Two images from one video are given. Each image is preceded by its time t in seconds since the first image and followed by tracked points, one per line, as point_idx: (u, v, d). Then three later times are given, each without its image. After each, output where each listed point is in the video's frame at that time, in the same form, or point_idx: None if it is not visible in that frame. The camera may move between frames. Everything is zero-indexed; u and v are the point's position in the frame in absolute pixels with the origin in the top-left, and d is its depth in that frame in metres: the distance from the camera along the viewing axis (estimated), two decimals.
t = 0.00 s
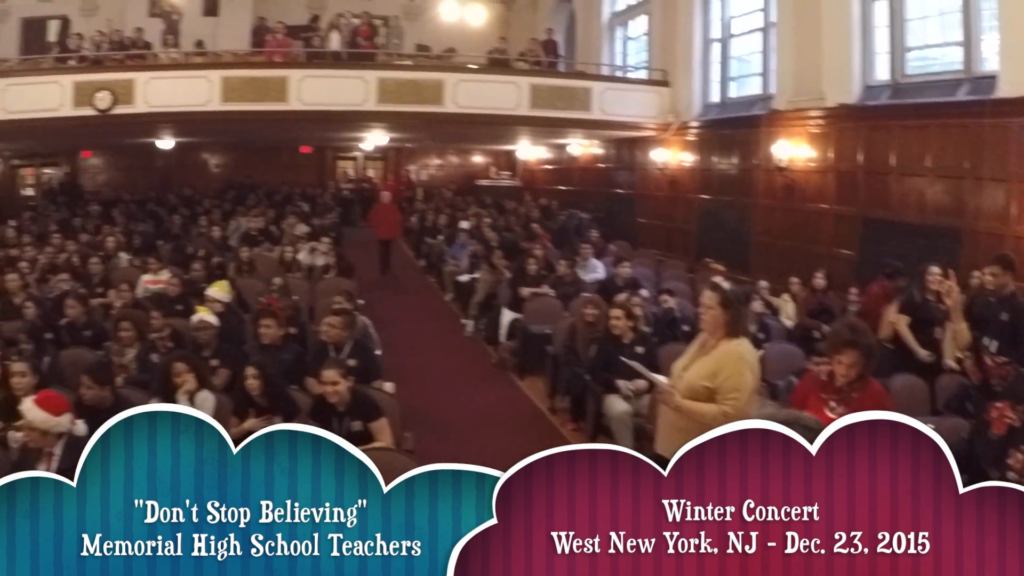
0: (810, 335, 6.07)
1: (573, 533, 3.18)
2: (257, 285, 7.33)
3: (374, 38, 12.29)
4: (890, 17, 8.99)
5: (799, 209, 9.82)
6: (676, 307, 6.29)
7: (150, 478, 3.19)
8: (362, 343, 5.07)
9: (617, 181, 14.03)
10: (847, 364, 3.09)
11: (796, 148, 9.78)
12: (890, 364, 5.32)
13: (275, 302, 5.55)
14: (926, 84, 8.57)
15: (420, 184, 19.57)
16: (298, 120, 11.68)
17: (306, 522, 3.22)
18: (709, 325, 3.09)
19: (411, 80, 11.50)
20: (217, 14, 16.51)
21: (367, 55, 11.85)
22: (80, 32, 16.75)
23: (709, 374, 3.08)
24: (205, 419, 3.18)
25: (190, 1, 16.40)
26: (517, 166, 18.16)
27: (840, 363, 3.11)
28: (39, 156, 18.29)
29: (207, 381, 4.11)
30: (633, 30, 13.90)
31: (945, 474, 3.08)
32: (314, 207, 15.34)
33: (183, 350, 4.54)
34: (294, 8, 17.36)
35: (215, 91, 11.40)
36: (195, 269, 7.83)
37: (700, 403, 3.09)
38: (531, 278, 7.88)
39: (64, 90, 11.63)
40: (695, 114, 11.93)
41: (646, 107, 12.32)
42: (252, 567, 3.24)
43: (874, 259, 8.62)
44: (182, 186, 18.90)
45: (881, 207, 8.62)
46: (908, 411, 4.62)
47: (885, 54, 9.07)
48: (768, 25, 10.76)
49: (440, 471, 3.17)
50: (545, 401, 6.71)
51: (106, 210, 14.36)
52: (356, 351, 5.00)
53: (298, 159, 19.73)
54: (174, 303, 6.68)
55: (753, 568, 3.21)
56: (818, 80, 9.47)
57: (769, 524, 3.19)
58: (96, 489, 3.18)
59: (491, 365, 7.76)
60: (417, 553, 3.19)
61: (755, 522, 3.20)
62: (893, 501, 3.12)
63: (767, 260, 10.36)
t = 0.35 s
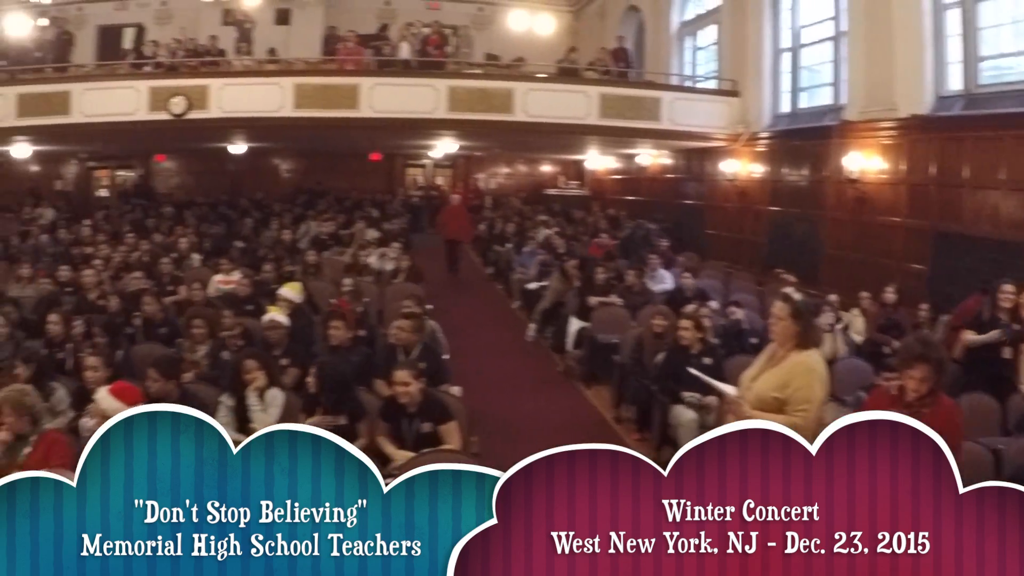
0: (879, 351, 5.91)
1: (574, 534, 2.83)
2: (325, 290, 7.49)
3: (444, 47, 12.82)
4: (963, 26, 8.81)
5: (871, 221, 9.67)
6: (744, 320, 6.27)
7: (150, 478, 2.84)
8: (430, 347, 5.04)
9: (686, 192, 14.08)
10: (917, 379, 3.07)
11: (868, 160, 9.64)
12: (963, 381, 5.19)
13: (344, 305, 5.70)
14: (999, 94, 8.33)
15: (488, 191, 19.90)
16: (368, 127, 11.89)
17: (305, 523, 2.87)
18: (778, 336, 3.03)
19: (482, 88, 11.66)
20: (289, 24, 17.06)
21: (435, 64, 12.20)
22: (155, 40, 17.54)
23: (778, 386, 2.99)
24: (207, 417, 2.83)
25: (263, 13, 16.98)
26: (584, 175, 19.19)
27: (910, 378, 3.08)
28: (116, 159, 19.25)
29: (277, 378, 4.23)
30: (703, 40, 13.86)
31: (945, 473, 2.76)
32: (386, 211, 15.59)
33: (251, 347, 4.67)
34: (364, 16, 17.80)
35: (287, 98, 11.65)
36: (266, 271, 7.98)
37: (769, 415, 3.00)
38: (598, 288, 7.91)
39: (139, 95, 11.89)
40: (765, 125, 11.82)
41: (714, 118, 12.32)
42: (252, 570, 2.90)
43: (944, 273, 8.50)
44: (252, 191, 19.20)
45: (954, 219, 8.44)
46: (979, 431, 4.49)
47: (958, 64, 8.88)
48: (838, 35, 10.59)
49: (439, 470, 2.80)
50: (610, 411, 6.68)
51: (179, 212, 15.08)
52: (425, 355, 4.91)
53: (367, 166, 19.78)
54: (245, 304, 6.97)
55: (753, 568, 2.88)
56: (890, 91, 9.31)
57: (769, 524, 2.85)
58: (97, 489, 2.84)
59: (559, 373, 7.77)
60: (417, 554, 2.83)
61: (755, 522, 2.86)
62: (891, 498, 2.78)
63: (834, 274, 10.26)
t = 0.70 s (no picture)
0: (964, 367, 5.85)
1: (574, 533, 3.39)
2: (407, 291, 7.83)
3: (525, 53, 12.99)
4: None
5: (957, 234, 9.39)
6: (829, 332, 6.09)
7: (151, 478, 3.40)
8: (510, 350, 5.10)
9: (768, 202, 13.88)
10: (1004, 396, 3.43)
11: (954, 170, 9.41)
12: None
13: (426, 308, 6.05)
14: None
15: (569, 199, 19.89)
16: (449, 132, 12.10)
17: (306, 523, 3.43)
18: (860, 347, 3.33)
19: (564, 94, 11.83)
20: (371, 29, 17.31)
21: (517, 69, 12.36)
22: (241, 45, 18.28)
23: (860, 395, 3.29)
24: (206, 421, 3.39)
25: (345, 19, 17.10)
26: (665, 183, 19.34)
27: (996, 394, 3.45)
28: (200, 160, 19.91)
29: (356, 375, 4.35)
30: (786, 45, 13.67)
31: (944, 473, 3.27)
32: (467, 217, 15.81)
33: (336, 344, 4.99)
34: (446, 22, 18.23)
35: (371, 103, 11.90)
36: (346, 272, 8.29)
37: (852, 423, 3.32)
38: (678, 296, 8.02)
39: (225, 98, 12.21)
40: (849, 133, 11.61)
41: (799, 125, 12.25)
42: (252, 567, 3.46)
43: None
44: (333, 194, 19.49)
45: None
46: None
47: None
48: (923, 40, 10.45)
49: (440, 472, 3.37)
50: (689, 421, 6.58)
51: (262, 212, 15.58)
52: (504, 357, 5.04)
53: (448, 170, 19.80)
54: (327, 302, 7.40)
55: (753, 564, 3.43)
56: (977, 99, 9.08)
57: (768, 524, 3.40)
58: (97, 489, 3.40)
59: (637, 381, 7.69)
60: (417, 553, 3.40)
61: (754, 522, 3.41)
62: (892, 500, 3.31)
63: (920, 287, 9.99)
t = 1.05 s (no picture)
0: None
1: (574, 534, 3.15)
2: (473, 292, 8.14)
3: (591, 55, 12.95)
4: None
5: None
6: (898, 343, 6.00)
7: (151, 478, 3.19)
8: (574, 352, 5.17)
9: (835, 208, 13.72)
10: None
11: None
12: None
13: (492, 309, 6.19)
14: None
15: (633, 202, 20.04)
16: (517, 134, 12.12)
17: (306, 523, 3.21)
18: (923, 355, 3.18)
19: (630, 97, 11.82)
20: (438, 32, 17.91)
21: (583, 71, 12.31)
22: (307, 46, 18.99)
23: (922, 402, 3.13)
24: (207, 418, 3.18)
25: (412, 21, 17.79)
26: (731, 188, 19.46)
27: None
28: (268, 160, 20.45)
29: (421, 373, 4.52)
30: (854, 48, 13.49)
31: (945, 474, 3.06)
32: (533, 220, 16.25)
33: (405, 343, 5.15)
34: (511, 24, 18.40)
35: (438, 104, 12.02)
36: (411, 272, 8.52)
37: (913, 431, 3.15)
38: (743, 303, 7.77)
39: (293, 98, 12.44)
40: (918, 138, 11.39)
41: (868, 130, 12.04)
42: (252, 568, 3.24)
43: None
44: (400, 193, 19.73)
45: None
46: None
47: None
48: (995, 43, 10.21)
49: (440, 471, 3.14)
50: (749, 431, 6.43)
51: (330, 212, 16.22)
52: (568, 359, 5.09)
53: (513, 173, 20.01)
54: (392, 302, 7.62)
55: (752, 568, 3.19)
56: None
57: (768, 524, 3.16)
58: (97, 489, 3.20)
59: (699, 388, 7.75)
60: (417, 554, 3.17)
61: (754, 522, 3.17)
62: (892, 499, 3.09)
63: (988, 298, 9.73)
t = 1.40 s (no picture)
0: None
1: (574, 534, 3.02)
2: (534, 299, 8.34)
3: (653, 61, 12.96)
4: None
5: None
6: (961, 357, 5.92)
7: (151, 477, 3.00)
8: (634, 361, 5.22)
9: (899, 218, 13.44)
10: None
11: None
12: None
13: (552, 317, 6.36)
14: None
15: (693, 210, 20.43)
16: (579, 142, 12.16)
17: (306, 523, 3.05)
18: (982, 371, 3.08)
19: (691, 104, 11.73)
20: (498, 39, 17.91)
21: (645, 79, 12.43)
22: (370, 54, 19.27)
23: (981, 419, 3.02)
24: (207, 417, 2.99)
25: (474, 29, 17.83)
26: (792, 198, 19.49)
27: None
28: (330, 164, 21.12)
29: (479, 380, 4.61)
30: (918, 55, 13.24)
31: (945, 474, 2.93)
32: (593, 228, 16.51)
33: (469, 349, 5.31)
34: (572, 31, 18.75)
35: (498, 111, 12.10)
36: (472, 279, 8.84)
37: (971, 447, 3.02)
38: (804, 315, 7.73)
39: (355, 105, 12.66)
40: (983, 146, 11.10)
41: (931, 138, 11.72)
42: (252, 568, 3.08)
43: None
44: (460, 199, 20.47)
45: None
46: None
47: None
48: None
49: (440, 471, 2.98)
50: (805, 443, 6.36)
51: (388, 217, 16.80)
52: (626, 369, 5.16)
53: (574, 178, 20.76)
54: (452, 308, 7.74)
55: (752, 568, 3.07)
56: None
57: (768, 524, 3.03)
58: (97, 489, 3.00)
59: (759, 401, 7.72)
60: (417, 554, 3.02)
61: (755, 522, 3.04)
62: (893, 500, 2.97)
63: None
